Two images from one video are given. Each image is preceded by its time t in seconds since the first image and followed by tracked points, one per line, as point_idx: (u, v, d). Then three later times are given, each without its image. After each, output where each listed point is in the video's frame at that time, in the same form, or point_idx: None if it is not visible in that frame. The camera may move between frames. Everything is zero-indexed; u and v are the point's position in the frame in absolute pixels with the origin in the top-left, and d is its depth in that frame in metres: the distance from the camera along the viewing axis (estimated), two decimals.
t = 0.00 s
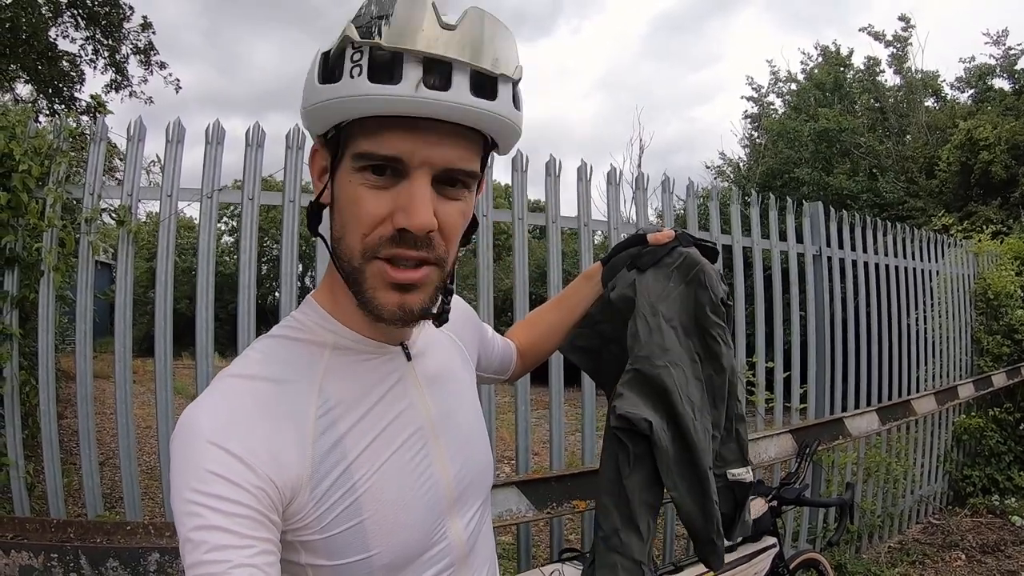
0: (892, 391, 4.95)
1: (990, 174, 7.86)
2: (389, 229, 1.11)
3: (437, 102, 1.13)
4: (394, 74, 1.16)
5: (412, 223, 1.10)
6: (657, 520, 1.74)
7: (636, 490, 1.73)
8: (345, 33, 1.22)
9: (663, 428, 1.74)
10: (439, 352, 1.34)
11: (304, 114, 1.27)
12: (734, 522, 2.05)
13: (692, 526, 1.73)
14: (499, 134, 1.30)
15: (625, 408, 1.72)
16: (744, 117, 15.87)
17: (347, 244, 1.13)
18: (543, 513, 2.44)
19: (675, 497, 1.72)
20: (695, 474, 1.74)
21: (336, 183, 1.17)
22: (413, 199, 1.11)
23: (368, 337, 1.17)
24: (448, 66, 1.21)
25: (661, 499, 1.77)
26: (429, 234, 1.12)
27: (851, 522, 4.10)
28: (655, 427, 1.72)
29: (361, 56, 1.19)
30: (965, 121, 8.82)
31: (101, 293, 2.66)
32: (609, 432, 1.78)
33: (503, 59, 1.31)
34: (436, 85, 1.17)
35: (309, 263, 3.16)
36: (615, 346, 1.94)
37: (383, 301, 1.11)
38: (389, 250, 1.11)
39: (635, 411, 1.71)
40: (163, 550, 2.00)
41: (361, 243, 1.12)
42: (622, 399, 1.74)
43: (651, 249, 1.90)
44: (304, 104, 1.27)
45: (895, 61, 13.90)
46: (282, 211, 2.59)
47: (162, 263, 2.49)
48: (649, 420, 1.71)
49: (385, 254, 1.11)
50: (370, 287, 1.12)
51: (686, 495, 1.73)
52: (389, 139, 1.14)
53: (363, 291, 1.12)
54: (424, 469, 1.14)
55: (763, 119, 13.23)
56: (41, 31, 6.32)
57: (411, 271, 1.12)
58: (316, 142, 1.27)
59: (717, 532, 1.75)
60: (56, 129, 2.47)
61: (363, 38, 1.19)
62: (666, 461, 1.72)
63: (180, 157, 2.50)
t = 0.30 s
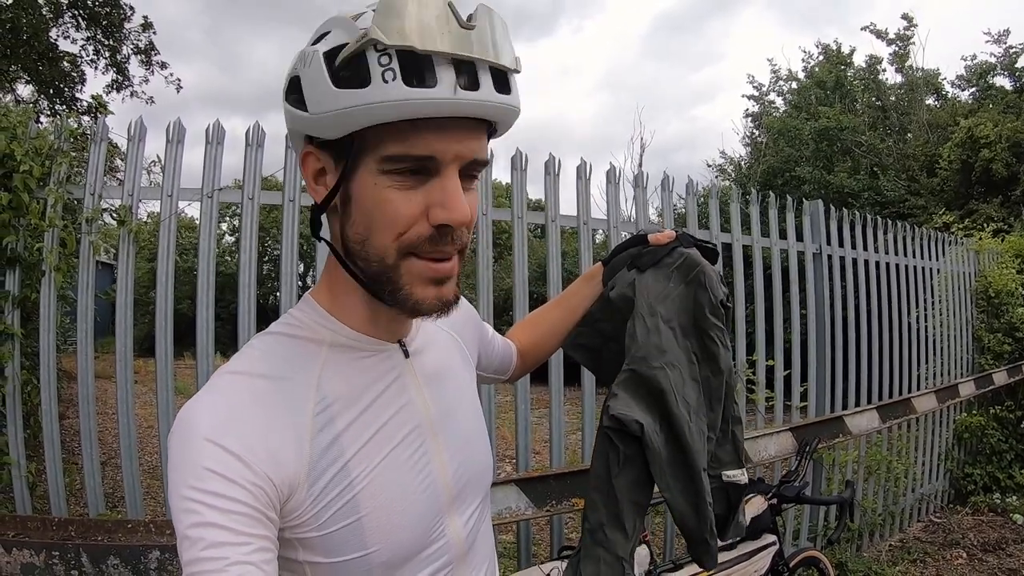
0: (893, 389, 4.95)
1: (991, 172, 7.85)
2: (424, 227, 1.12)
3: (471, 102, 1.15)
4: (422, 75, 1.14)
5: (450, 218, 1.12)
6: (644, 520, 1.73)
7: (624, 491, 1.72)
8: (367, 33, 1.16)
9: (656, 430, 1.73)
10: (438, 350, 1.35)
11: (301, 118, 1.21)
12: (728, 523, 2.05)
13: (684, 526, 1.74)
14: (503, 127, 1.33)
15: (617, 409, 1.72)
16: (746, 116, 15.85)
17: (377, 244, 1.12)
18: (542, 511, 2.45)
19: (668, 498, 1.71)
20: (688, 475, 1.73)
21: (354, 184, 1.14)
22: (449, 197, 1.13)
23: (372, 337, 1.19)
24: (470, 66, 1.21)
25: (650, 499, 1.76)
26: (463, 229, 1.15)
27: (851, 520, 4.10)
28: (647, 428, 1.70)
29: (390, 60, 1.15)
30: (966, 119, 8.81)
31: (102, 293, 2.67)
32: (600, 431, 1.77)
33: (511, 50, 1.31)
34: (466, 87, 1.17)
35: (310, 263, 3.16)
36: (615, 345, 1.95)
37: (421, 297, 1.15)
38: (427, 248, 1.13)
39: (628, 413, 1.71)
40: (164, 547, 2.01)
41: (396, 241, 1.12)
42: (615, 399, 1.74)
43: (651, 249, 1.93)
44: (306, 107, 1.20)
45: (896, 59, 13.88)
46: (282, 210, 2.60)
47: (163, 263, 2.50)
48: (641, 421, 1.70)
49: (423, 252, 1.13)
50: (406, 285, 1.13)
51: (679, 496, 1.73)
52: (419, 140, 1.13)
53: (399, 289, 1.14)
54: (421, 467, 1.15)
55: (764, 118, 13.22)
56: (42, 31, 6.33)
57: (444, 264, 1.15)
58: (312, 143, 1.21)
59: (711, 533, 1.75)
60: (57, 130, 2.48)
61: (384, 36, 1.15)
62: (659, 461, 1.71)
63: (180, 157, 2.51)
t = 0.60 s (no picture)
0: (894, 387, 4.95)
1: (992, 169, 7.84)
2: (480, 228, 1.21)
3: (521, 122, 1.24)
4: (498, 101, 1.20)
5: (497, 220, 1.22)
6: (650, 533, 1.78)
7: (629, 504, 1.76)
8: (479, 66, 1.16)
9: (661, 445, 1.75)
10: (433, 353, 1.34)
11: (355, 134, 1.13)
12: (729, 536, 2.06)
13: (686, 540, 1.76)
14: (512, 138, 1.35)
15: (621, 425, 1.74)
16: (746, 114, 15.83)
17: (441, 251, 1.18)
18: (542, 511, 2.45)
19: (670, 512, 1.74)
20: (689, 490, 1.76)
21: (418, 199, 1.16)
22: (499, 199, 1.23)
23: (374, 342, 1.21)
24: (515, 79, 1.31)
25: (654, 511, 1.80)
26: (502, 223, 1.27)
27: (852, 518, 4.11)
28: (651, 444, 1.73)
29: (493, 90, 1.20)
30: (967, 116, 8.80)
31: (103, 295, 2.68)
32: (605, 445, 1.80)
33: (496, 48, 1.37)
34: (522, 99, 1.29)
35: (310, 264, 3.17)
36: (616, 355, 1.95)
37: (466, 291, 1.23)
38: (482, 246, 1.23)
39: (632, 428, 1.72)
40: (165, 548, 2.00)
41: (455, 245, 1.18)
42: (620, 415, 1.76)
43: (656, 261, 1.87)
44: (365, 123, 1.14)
45: (897, 56, 13.85)
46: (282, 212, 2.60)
47: (163, 265, 2.51)
48: (646, 437, 1.72)
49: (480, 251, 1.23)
50: (461, 283, 1.21)
51: (681, 510, 1.75)
52: (481, 152, 1.20)
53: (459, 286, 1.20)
54: (417, 471, 1.16)
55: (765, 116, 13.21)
56: (42, 34, 6.34)
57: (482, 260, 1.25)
58: (353, 161, 1.17)
59: (712, 547, 1.77)
60: (57, 133, 2.48)
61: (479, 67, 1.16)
62: (661, 477, 1.73)
63: (180, 159, 2.52)
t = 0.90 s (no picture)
0: (897, 386, 4.94)
1: (995, 167, 7.81)
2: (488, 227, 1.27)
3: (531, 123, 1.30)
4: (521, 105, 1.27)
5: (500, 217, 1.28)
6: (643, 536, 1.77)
7: (624, 506, 1.75)
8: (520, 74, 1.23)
9: (657, 448, 1.74)
10: (428, 350, 1.34)
11: (405, 128, 1.13)
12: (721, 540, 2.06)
13: (679, 544, 1.76)
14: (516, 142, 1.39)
15: (618, 426, 1.73)
16: (749, 113, 15.79)
17: (459, 248, 1.22)
18: (544, 510, 2.46)
19: (665, 516, 1.74)
20: (685, 494, 1.76)
21: (446, 197, 1.18)
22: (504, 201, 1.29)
23: (372, 339, 1.21)
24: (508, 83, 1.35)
25: (648, 515, 1.79)
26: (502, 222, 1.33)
27: (856, 517, 4.10)
28: (647, 446, 1.72)
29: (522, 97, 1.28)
30: (971, 114, 8.76)
31: (106, 294, 2.69)
32: (601, 447, 1.79)
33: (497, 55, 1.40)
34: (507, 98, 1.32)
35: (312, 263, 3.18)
36: (615, 356, 1.95)
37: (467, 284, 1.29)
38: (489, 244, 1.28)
39: (629, 430, 1.72)
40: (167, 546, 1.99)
41: (467, 241, 1.22)
42: (617, 415, 1.76)
43: (656, 262, 1.88)
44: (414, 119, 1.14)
45: (900, 54, 13.81)
46: (284, 212, 2.61)
47: (166, 265, 2.51)
48: (642, 439, 1.72)
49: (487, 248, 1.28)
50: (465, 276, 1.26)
51: (676, 513, 1.74)
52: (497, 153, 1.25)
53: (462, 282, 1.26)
54: (412, 469, 1.16)
55: (768, 115, 13.19)
56: (45, 35, 6.36)
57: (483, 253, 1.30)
58: (388, 154, 1.16)
59: (705, 551, 1.78)
60: (60, 133, 2.49)
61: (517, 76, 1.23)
62: (658, 480, 1.73)
63: (182, 159, 2.52)
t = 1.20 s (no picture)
0: (904, 386, 4.92)
1: (1001, 166, 7.79)
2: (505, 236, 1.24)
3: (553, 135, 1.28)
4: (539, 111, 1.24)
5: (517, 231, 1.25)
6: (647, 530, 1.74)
7: (628, 499, 1.73)
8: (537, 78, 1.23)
9: (663, 439, 1.72)
10: (433, 351, 1.33)
11: (425, 117, 1.12)
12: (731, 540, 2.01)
13: (688, 539, 1.74)
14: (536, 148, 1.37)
15: (625, 415, 1.71)
16: (753, 113, 15.76)
17: (473, 248, 1.19)
18: (553, 510, 2.45)
19: (671, 507, 1.72)
20: (693, 486, 1.74)
21: (463, 192, 1.16)
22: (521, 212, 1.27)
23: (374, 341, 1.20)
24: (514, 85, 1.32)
25: (654, 509, 1.77)
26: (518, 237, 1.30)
27: (862, 517, 4.09)
28: (654, 436, 1.70)
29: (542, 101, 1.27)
30: (976, 114, 8.74)
31: (113, 295, 2.69)
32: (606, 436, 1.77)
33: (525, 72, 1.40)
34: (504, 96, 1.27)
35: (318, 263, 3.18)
36: (619, 352, 1.95)
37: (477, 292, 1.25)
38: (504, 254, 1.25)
39: (636, 419, 1.70)
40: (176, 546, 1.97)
41: (478, 247, 1.19)
42: (623, 406, 1.73)
43: (660, 260, 1.90)
44: (436, 108, 1.13)
45: (905, 54, 13.78)
46: (291, 212, 2.61)
47: (173, 266, 2.51)
48: (649, 429, 1.70)
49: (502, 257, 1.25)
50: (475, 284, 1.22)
51: (682, 505, 1.72)
52: (517, 158, 1.23)
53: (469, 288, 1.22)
54: (420, 470, 1.15)
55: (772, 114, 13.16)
56: (51, 35, 6.36)
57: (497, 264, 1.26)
58: (409, 141, 1.15)
59: (713, 545, 1.75)
60: (67, 134, 2.49)
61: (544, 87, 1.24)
62: (666, 472, 1.71)
63: (189, 160, 2.52)
